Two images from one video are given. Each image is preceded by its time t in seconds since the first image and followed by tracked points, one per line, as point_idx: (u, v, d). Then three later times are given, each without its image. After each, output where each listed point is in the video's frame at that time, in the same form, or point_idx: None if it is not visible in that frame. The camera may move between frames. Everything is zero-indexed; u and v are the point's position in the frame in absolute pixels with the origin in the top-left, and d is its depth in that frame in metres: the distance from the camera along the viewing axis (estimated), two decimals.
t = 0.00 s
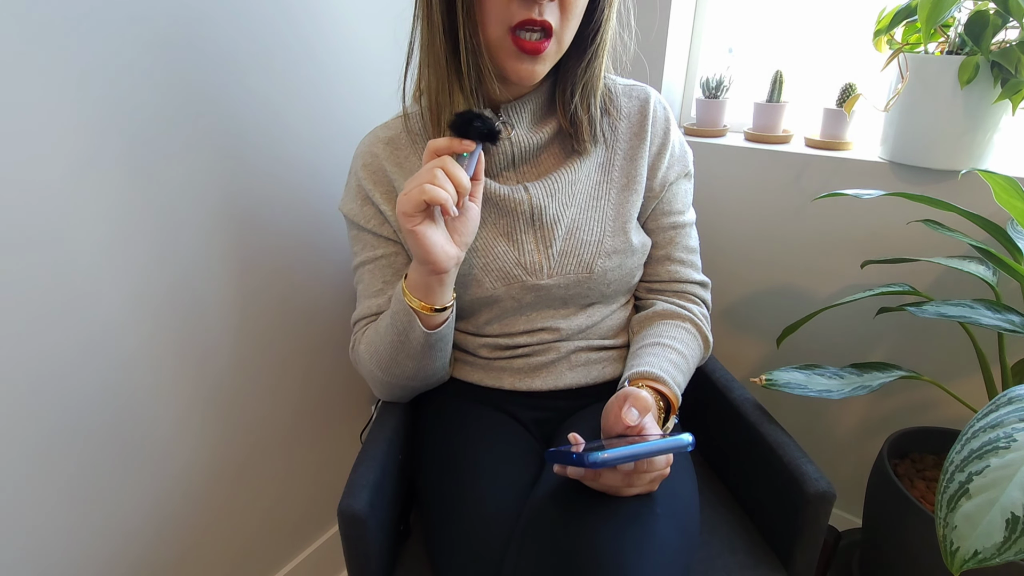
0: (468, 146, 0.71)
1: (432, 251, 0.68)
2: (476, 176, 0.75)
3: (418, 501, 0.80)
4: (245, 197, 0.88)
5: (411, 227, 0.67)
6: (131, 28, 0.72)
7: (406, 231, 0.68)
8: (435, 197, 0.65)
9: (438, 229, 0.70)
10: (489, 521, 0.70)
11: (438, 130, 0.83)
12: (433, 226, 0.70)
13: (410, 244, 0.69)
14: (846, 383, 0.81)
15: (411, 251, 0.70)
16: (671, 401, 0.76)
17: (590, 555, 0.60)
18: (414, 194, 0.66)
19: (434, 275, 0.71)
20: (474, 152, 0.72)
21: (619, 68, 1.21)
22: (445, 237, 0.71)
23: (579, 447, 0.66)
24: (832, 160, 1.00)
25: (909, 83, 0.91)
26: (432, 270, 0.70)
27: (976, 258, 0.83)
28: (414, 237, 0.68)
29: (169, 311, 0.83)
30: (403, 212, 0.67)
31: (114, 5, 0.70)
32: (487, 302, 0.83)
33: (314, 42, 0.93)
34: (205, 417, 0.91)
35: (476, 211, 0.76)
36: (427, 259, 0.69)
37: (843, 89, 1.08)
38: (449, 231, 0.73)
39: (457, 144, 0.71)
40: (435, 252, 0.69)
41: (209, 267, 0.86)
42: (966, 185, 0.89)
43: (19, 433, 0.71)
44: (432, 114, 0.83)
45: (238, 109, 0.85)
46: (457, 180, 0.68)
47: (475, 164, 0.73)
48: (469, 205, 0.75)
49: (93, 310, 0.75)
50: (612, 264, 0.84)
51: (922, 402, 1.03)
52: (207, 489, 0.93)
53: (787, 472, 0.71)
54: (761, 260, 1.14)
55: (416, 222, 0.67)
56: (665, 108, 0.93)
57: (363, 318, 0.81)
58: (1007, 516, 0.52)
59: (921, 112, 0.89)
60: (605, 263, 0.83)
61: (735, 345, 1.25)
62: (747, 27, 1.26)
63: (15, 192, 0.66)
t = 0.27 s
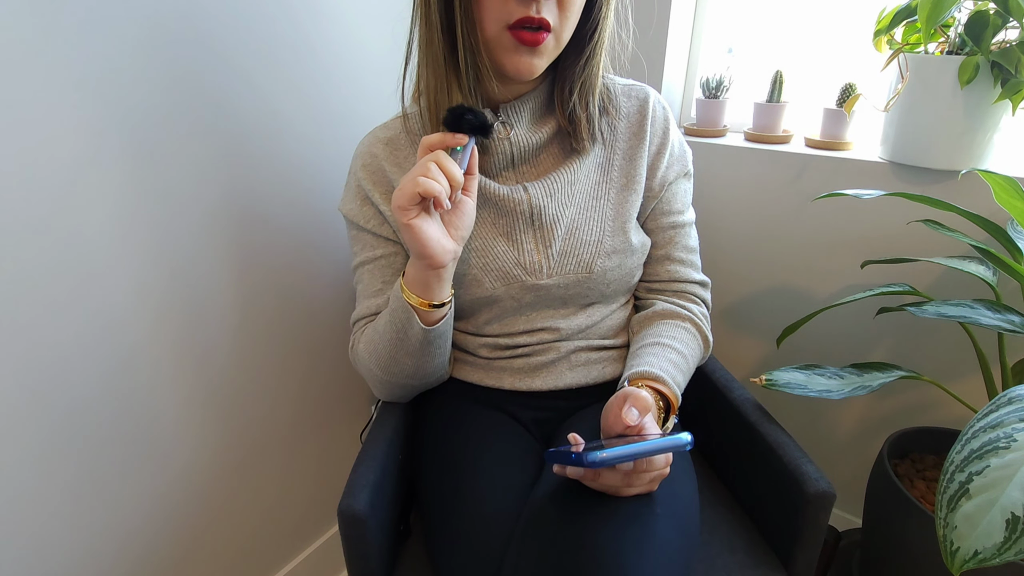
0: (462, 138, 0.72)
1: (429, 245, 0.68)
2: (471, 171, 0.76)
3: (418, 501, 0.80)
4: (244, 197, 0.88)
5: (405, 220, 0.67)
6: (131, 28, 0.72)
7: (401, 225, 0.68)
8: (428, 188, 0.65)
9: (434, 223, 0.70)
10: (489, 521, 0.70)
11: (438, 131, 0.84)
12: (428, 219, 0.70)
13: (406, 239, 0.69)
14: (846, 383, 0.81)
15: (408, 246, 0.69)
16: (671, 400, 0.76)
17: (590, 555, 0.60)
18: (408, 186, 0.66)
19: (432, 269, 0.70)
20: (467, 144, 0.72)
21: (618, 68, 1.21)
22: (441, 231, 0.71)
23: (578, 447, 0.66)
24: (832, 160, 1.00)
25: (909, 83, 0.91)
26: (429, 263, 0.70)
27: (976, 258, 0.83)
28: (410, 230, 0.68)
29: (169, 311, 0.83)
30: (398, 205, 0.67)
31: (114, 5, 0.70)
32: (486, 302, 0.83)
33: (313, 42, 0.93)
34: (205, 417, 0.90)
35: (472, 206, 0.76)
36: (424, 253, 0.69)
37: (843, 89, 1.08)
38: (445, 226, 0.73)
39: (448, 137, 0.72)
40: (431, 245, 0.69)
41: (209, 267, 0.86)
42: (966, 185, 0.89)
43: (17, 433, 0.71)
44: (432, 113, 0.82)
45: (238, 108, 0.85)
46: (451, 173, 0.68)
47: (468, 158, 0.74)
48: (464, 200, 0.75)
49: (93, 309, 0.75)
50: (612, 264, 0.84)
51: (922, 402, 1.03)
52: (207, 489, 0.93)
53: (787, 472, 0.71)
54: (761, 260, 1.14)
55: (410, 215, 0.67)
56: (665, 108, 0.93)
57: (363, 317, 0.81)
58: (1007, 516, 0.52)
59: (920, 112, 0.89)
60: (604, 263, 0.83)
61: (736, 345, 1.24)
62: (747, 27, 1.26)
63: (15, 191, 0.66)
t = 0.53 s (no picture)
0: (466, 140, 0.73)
1: (432, 248, 0.68)
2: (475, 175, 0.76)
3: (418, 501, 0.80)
4: (244, 197, 0.88)
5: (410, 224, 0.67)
6: (131, 28, 0.72)
7: (406, 229, 0.67)
8: (434, 192, 0.65)
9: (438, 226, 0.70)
10: (489, 521, 0.70)
11: (438, 132, 0.84)
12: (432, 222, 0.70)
13: (410, 242, 0.69)
14: (846, 383, 0.81)
15: (411, 248, 0.69)
16: (671, 401, 0.76)
17: (590, 555, 0.60)
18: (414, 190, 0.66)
19: (436, 272, 0.71)
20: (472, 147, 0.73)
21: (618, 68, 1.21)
22: (444, 234, 0.71)
23: (578, 447, 0.66)
24: (832, 160, 1.00)
25: (909, 83, 0.91)
26: (432, 266, 0.70)
27: (976, 258, 0.83)
28: (414, 234, 0.67)
29: (169, 311, 0.83)
30: (403, 209, 0.67)
31: (113, 6, 0.70)
32: (486, 302, 0.83)
33: (313, 43, 0.93)
34: (205, 417, 0.90)
35: (475, 208, 0.76)
36: (427, 256, 0.68)
37: (843, 89, 1.08)
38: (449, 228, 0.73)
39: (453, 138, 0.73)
40: (434, 248, 0.68)
41: (209, 267, 0.86)
42: (966, 185, 0.89)
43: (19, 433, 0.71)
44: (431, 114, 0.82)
45: (238, 109, 0.85)
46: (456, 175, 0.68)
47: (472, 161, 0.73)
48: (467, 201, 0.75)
49: (93, 310, 0.75)
50: (611, 264, 0.84)
51: (922, 402, 1.03)
52: (207, 489, 0.93)
53: (787, 471, 0.71)
54: (761, 260, 1.14)
55: (415, 219, 0.67)
56: (664, 107, 0.93)
57: (363, 318, 0.81)
58: (1007, 516, 0.52)
59: (920, 112, 0.89)
60: (604, 263, 0.83)
61: (736, 345, 1.24)
62: (747, 27, 1.26)
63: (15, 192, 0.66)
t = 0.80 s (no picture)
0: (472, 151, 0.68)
1: (433, 257, 0.68)
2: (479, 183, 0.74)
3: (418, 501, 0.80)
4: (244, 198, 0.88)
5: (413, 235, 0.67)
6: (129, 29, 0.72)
7: (408, 239, 0.67)
8: (437, 207, 0.65)
9: (440, 235, 0.70)
10: (489, 521, 0.70)
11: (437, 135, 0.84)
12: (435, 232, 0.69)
13: (411, 250, 0.69)
14: (846, 383, 0.81)
15: (412, 256, 0.69)
16: (671, 402, 0.76)
17: (590, 555, 0.60)
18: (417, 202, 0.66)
19: (436, 279, 0.71)
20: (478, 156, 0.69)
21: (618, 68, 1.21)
22: (446, 242, 0.70)
23: (578, 447, 0.66)
24: (832, 160, 1.00)
25: (909, 83, 0.91)
26: (433, 274, 0.70)
27: (976, 258, 0.83)
28: (416, 244, 0.67)
29: (168, 311, 0.83)
30: (406, 220, 0.66)
31: (112, 7, 0.70)
32: (486, 303, 0.83)
33: (312, 43, 0.93)
34: (204, 418, 0.91)
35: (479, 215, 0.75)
36: (428, 264, 0.69)
37: (843, 89, 1.08)
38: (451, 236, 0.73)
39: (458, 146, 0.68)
40: (435, 257, 0.68)
41: (208, 267, 0.86)
42: (967, 185, 0.89)
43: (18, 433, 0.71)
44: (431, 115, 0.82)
45: (237, 109, 0.85)
46: (460, 187, 0.67)
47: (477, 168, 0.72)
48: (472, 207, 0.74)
49: (92, 310, 0.75)
50: (611, 265, 0.84)
51: (922, 402, 1.03)
52: (206, 489, 0.93)
53: (787, 472, 0.71)
54: (761, 260, 1.14)
55: (417, 230, 0.67)
56: (665, 108, 0.92)
57: (363, 319, 0.81)
58: (1007, 516, 0.52)
59: (920, 112, 0.89)
60: (604, 264, 0.83)
61: (736, 344, 1.25)
62: (747, 27, 1.26)
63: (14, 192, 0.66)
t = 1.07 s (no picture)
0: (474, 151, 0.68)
1: (435, 257, 0.68)
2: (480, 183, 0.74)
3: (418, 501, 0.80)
4: (244, 198, 0.88)
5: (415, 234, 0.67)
6: (129, 29, 0.72)
7: (410, 238, 0.67)
8: (439, 207, 0.65)
9: (441, 235, 0.70)
10: (488, 521, 0.70)
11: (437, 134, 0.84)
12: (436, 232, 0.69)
13: (412, 249, 0.69)
14: (846, 383, 0.81)
15: (414, 255, 0.69)
16: (671, 402, 0.76)
17: (590, 555, 0.60)
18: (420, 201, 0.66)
19: (437, 279, 0.71)
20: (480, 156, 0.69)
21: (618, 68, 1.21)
22: (447, 242, 0.70)
23: (579, 447, 0.66)
24: (832, 160, 1.00)
25: (909, 83, 0.91)
26: (433, 274, 0.70)
27: (976, 258, 0.83)
28: (417, 243, 0.67)
29: (168, 312, 0.83)
30: (408, 219, 0.66)
31: (112, 6, 0.70)
32: (486, 303, 0.83)
33: (312, 43, 0.93)
34: (204, 418, 0.90)
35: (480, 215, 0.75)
36: (429, 264, 0.69)
37: (843, 89, 1.08)
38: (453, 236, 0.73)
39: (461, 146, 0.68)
40: (437, 257, 0.68)
41: (208, 267, 0.86)
42: (967, 185, 0.89)
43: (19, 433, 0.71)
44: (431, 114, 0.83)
45: (237, 109, 0.85)
46: (462, 188, 0.67)
47: (480, 168, 0.72)
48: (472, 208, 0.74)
49: (92, 310, 0.75)
50: (611, 265, 0.84)
51: (922, 402, 1.03)
52: (206, 489, 0.93)
53: (787, 472, 0.71)
54: (761, 260, 1.14)
55: (419, 229, 0.67)
56: (665, 108, 0.92)
57: (363, 319, 0.81)
58: (1007, 516, 0.52)
59: (920, 112, 0.89)
60: (604, 264, 0.83)
61: (736, 345, 1.25)
62: (747, 27, 1.26)
63: (14, 192, 0.66)
